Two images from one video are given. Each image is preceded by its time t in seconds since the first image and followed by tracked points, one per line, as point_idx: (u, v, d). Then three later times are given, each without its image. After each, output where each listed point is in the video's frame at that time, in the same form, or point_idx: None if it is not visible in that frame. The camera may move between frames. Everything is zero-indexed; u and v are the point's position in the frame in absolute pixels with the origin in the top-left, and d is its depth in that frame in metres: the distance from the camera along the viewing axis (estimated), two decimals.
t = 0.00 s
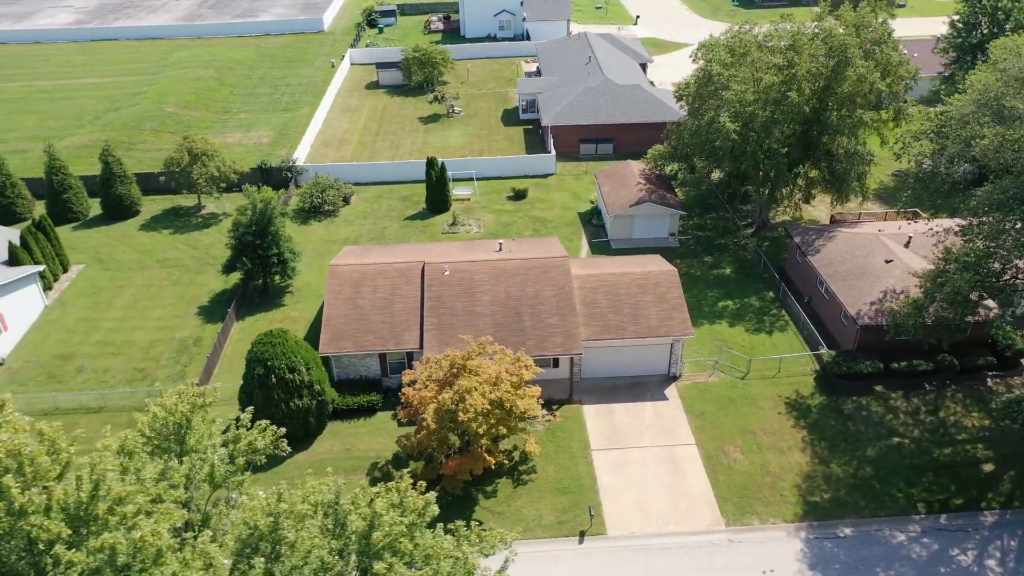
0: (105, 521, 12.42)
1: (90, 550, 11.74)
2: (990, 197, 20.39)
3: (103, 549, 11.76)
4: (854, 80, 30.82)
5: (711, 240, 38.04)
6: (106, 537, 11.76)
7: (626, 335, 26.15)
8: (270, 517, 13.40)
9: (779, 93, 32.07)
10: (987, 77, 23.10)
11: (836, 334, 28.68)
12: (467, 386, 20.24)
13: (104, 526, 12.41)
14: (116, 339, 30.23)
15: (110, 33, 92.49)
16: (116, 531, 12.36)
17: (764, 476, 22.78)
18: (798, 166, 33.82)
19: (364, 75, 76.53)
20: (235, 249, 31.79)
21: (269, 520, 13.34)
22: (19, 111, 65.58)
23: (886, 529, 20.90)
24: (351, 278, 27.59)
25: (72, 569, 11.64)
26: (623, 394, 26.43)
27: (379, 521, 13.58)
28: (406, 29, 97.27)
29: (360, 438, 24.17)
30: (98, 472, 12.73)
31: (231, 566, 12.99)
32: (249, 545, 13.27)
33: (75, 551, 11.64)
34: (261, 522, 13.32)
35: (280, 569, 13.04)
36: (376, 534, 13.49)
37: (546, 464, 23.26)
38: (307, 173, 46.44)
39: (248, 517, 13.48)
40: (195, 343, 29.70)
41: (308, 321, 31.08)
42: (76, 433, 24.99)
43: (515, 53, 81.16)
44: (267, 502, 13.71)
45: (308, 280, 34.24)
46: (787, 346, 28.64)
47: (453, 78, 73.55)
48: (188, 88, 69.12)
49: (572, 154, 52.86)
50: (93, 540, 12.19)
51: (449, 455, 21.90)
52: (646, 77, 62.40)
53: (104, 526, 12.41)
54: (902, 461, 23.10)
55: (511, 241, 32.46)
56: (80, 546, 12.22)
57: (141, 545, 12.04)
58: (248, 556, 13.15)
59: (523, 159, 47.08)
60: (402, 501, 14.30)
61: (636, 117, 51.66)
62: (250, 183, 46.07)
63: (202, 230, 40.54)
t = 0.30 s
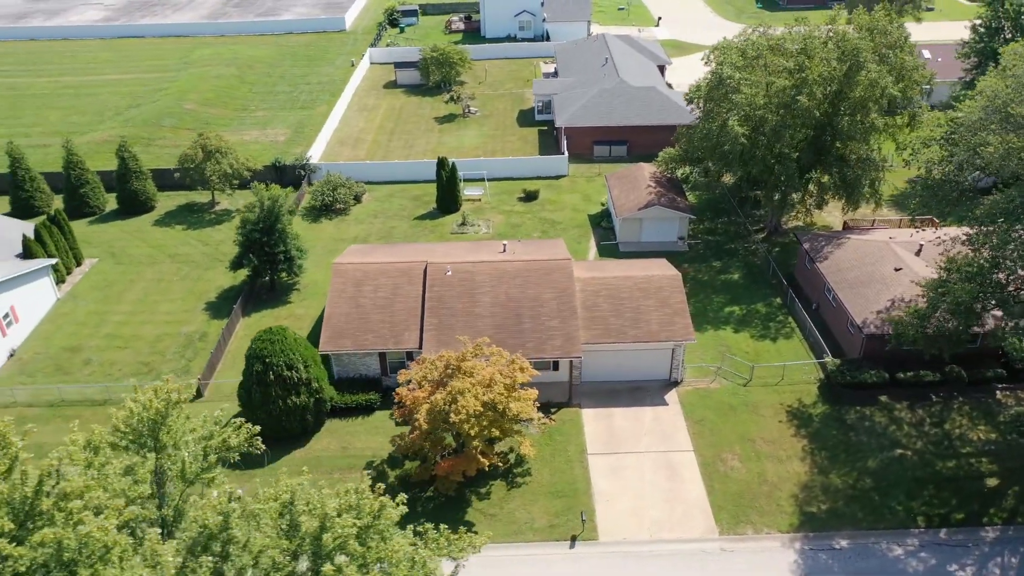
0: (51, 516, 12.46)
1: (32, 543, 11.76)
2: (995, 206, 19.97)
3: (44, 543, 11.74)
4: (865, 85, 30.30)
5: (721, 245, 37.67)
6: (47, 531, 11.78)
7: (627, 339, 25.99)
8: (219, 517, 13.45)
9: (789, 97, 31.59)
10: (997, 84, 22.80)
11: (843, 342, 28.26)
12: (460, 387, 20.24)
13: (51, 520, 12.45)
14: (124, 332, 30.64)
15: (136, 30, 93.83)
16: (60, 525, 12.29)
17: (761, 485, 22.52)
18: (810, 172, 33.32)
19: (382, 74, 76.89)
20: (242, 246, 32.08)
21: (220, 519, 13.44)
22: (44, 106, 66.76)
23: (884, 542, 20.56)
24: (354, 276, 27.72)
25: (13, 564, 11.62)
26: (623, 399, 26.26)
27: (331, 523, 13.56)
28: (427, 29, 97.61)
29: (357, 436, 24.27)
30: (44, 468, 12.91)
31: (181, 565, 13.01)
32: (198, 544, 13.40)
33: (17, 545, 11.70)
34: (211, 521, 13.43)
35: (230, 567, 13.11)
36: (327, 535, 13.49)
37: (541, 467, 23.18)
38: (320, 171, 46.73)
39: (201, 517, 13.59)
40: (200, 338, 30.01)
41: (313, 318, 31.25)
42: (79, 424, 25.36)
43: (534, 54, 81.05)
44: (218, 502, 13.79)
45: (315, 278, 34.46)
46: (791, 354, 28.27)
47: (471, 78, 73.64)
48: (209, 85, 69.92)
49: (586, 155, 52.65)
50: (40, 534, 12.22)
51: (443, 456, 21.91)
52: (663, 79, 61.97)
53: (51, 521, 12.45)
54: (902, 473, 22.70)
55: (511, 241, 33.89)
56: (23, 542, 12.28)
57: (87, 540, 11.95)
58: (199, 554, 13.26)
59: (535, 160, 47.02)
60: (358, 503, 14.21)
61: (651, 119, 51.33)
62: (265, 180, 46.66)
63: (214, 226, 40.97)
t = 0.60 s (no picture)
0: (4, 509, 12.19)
1: None
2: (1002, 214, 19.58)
3: None
4: (879, 89, 29.65)
5: (732, 250, 37.24)
6: None
7: (628, 343, 25.81)
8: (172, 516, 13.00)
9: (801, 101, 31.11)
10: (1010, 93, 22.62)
11: (850, 352, 27.79)
12: (455, 389, 20.24)
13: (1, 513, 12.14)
14: (133, 326, 31.05)
15: (163, 28, 95.17)
16: (10, 520, 12.02)
17: (759, 495, 22.24)
18: (823, 177, 33.02)
19: (402, 73, 77.19)
20: (251, 243, 32.36)
21: (174, 518, 13.02)
22: (70, 102, 67.94)
23: (882, 557, 20.20)
24: (358, 275, 27.84)
25: None
26: (623, 404, 26.08)
27: (286, 526, 13.31)
28: (449, 29, 97.86)
29: (356, 435, 24.37)
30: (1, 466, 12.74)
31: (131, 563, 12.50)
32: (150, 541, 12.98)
33: None
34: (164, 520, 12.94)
35: (183, 567, 12.65)
36: (281, 537, 13.24)
37: (538, 470, 23.10)
38: (334, 170, 47.00)
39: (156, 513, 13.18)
40: (207, 334, 30.30)
41: (319, 316, 31.44)
42: (84, 416, 25.75)
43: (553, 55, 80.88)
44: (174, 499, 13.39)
45: (323, 276, 34.66)
46: (797, 362, 27.89)
47: (489, 78, 73.68)
48: (231, 83, 70.67)
49: (600, 157, 52.40)
50: None
51: (438, 457, 21.90)
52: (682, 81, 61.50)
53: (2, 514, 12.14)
54: (905, 486, 22.30)
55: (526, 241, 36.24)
56: None
57: (38, 535, 11.79)
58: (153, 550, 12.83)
59: (548, 161, 46.91)
60: (317, 508, 14.16)
61: (666, 122, 50.95)
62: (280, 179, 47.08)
63: (228, 222, 41.40)
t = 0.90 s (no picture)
0: None
1: None
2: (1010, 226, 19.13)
3: None
4: (895, 94, 29.09)
5: (744, 255, 36.79)
6: None
7: (629, 347, 25.62)
8: (123, 511, 12.50)
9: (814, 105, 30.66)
10: None
11: (858, 361, 27.31)
12: (448, 390, 20.22)
13: None
14: (143, 320, 31.50)
15: (191, 24, 96.50)
16: None
17: (756, 504, 21.94)
18: (837, 183, 32.51)
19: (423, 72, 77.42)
20: (261, 239, 32.65)
21: (124, 514, 12.53)
22: (97, 97, 69.18)
23: (878, 571, 19.82)
24: (362, 273, 27.94)
25: None
26: (624, 408, 25.91)
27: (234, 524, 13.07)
28: (473, 28, 97.98)
29: (354, 433, 24.48)
30: None
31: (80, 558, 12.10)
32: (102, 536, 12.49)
33: None
34: (116, 515, 12.47)
35: (133, 565, 12.30)
36: (230, 536, 13.02)
37: (533, 473, 23.02)
38: (349, 167, 47.27)
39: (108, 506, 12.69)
40: (215, 328, 30.65)
41: (326, 314, 31.63)
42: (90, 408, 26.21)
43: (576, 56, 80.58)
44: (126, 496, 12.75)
45: (332, 273, 34.87)
46: (802, 370, 27.46)
47: (510, 78, 73.62)
48: (254, 80, 71.43)
49: (616, 159, 52.10)
50: None
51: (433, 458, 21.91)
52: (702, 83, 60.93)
53: None
54: (906, 500, 21.86)
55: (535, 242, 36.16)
56: None
57: None
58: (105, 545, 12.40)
59: (563, 163, 46.75)
60: (269, 508, 14.14)
61: (683, 124, 50.50)
62: (296, 176, 47.49)
63: (242, 218, 41.84)
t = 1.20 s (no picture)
0: None
1: None
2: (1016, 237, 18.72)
3: None
4: (908, 100, 28.60)
5: (755, 260, 36.36)
6: None
7: (630, 352, 25.45)
8: (75, 507, 12.73)
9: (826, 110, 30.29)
10: None
11: (866, 371, 26.86)
12: (442, 391, 20.29)
13: None
14: (153, 313, 31.93)
15: (218, 21, 97.66)
16: None
17: (753, 514, 21.68)
18: (851, 189, 32.05)
19: (443, 72, 77.60)
20: (270, 235, 32.94)
21: (79, 509, 12.76)
22: (122, 92, 70.29)
23: None
24: (367, 272, 28.05)
25: None
26: (624, 413, 25.74)
27: (189, 522, 13.18)
28: (495, 28, 97.99)
29: (353, 431, 24.60)
30: None
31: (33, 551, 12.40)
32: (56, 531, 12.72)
33: None
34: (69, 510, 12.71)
35: (86, 560, 12.46)
36: (181, 535, 13.03)
37: (529, 477, 22.97)
38: (364, 165, 47.51)
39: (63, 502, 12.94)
40: (223, 323, 30.98)
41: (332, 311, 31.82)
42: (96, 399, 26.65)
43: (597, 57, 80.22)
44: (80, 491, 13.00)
45: (340, 271, 35.06)
46: (808, 379, 27.08)
47: (530, 78, 73.51)
48: (275, 77, 72.10)
49: (632, 161, 51.80)
50: None
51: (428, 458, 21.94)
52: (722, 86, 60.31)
53: None
54: (907, 514, 21.47)
55: (544, 244, 36.05)
56: None
57: None
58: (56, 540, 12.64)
59: (577, 164, 46.58)
60: (224, 505, 14.02)
61: (700, 127, 50.05)
62: (312, 173, 47.86)
63: (256, 214, 42.24)
